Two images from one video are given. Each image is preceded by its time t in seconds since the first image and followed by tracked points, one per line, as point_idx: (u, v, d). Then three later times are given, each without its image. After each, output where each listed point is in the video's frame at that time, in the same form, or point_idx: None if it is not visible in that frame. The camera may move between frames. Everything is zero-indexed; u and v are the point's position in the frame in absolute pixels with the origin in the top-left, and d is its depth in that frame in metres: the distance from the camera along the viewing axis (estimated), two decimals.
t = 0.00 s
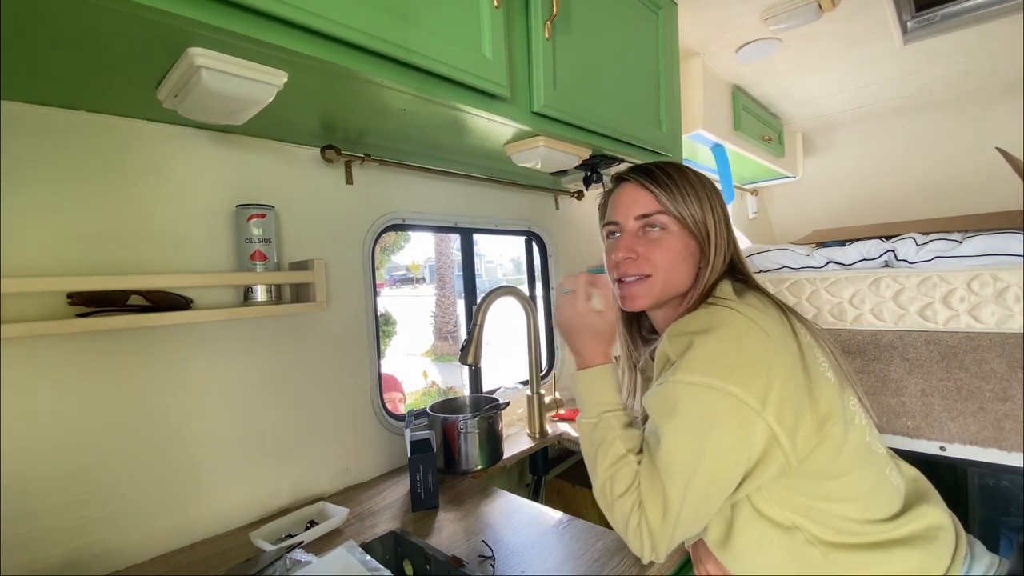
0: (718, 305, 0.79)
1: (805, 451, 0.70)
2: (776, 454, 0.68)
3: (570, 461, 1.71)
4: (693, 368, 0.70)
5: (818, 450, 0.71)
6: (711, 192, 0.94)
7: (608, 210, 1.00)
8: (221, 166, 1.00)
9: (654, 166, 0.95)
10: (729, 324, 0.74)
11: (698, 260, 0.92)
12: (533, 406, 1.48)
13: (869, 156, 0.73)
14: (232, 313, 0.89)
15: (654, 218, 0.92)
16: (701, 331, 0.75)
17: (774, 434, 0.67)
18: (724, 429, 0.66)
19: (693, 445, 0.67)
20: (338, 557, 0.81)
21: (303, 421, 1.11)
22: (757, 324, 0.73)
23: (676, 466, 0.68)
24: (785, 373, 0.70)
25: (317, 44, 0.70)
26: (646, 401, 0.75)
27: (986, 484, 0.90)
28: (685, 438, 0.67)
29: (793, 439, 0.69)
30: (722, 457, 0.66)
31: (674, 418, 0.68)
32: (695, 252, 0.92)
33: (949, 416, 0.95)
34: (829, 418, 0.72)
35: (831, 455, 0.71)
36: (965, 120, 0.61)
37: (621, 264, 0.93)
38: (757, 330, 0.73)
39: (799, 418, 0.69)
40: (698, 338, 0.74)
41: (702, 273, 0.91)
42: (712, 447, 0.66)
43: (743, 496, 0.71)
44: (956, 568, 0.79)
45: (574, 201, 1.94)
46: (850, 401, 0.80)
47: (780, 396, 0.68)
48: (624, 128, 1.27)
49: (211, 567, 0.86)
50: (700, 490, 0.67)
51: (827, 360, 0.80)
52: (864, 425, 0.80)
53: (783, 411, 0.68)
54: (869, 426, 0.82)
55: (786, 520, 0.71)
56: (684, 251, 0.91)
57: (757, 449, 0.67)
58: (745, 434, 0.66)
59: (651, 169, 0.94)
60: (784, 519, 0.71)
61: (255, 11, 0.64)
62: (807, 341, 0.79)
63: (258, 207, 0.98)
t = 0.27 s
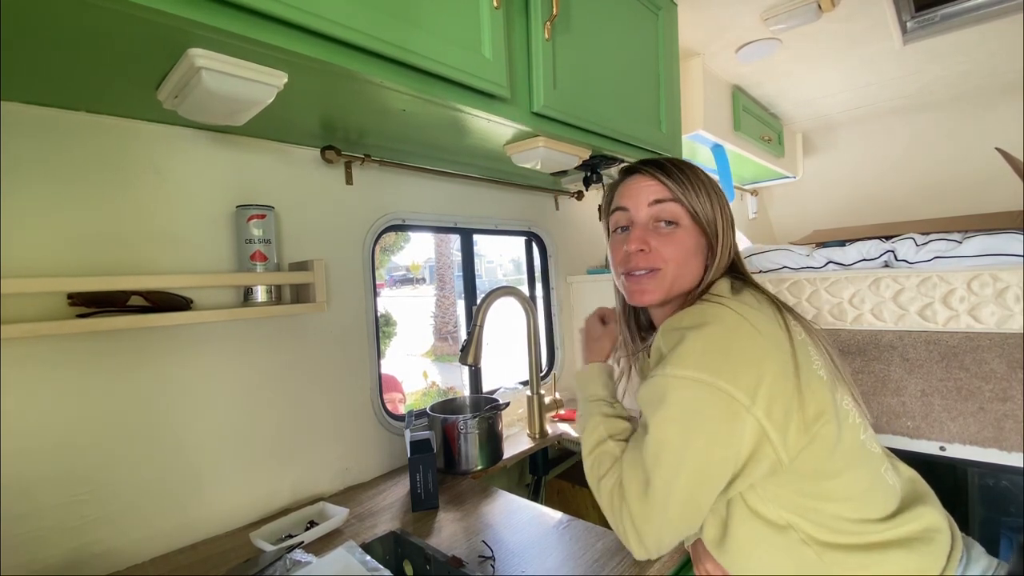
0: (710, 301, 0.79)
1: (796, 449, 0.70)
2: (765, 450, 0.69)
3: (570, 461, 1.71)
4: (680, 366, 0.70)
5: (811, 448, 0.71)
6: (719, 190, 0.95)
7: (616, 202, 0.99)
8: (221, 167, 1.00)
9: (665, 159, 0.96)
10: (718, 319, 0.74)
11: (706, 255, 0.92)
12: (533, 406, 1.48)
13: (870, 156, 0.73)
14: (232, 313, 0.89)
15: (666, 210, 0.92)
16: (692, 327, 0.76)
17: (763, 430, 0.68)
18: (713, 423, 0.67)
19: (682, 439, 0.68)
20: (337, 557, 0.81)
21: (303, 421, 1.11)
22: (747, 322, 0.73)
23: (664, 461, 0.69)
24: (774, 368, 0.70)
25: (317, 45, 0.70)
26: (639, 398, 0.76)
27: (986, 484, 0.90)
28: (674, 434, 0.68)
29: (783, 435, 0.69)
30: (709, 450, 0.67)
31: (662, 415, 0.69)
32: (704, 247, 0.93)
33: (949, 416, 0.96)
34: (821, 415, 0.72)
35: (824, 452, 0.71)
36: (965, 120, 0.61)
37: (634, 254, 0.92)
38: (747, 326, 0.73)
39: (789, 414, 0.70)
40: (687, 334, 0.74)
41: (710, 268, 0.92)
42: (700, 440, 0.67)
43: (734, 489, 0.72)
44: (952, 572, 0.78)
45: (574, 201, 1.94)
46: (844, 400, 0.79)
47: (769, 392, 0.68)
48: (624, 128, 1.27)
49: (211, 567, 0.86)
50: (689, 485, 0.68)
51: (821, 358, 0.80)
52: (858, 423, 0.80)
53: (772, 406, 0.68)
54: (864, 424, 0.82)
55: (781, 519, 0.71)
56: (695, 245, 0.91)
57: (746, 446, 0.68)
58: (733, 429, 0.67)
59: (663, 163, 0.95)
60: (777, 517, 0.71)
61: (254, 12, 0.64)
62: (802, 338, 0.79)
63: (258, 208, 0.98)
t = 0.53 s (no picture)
0: (711, 300, 0.80)
1: (799, 447, 0.70)
2: (768, 449, 0.69)
3: (570, 460, 1.70)
4: (682, 364, 0.71)
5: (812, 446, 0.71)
6: (721, 194, 0.92)
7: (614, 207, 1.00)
8: (222, 166, 1.00)
9: (662, 167, 0.93)
10: (722, 318, 0.75)
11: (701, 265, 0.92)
12: (533, 406, 1.48)
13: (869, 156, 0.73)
14: (232, 313, 0.89)
15: (656, 222, 0.91)
16: (697, 324, 0.76)
17: (766, 427, 0.68)
18: (716, 421, 0.67)
19: (686, 437, 0.68)
20: (337, 557, 0.81)
21: (303, 421, 1.11)
22: (750, 320, 0.74)
23: (666, 458, 0.70)
24: (777, 367, 0.70)
25: (317, 45, 0.70)
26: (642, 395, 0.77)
27: (985, 485, 0.88)
28: (677, 430, 0.69)
29: (786, 433, 0.69)
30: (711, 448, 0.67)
31: (664, 412, 0.70)
32: (700, 256, 0.91)
33: (950, 416, 0.96)
34: (825, 414, 0.72)
35: (826, 450, 0.71)
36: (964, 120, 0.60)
37: (621, 265, 0.95)
38: (751, 324, 0.73)
39: (793, 413, 0.70)
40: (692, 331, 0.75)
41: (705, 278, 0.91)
42: (702, 437, 0.68)
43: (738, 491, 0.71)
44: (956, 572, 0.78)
45: (574, 202, 1.94)
46: (847, 399, 0.79)
47: (773, 390, 0.69)
48: (624, 128, 1.27)
49: (211, 567, 0.86)
50: (692, 481, 0.69)
51: (826, 360, 0.80)
52: (861, 422, 0.79)
53: (776, 403, 0.69)
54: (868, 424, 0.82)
55: (785, 517, 0.71)
56: (687, 256, 0.91)
57: (749, 444, 0.68)
58: (735, 427, 0.67)
59: (660, 170, 0.92)
60: (780, 515, 0.71)
61: (254, 11, 0.64)
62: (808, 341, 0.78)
63: (258, 207, 0.98)
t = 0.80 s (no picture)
0: (722, 288, 0.81)
1: (812, 432, 0.71)
2: (782, 430, 0.70)
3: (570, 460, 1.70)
4: (699, 348, 0.72)
5: (823, 434, 0.72)
6: (724, 191, 0.92)
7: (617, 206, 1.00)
8: (222, 166, 1.00)
9: (664, 165, 0.93)
10: (734, 303, 0.76)
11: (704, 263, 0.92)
12: (532, 406, 1.48)
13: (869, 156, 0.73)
14: (232, 313, 0.89)
15: (659, 222, 0.91)
16: (705, 312, 0.77)
17: (781, 411, 0.69)
18: (731, 408, 0.68)
19: (703, 424, 0.68)
20: (338, 557, 0.81)
21: (303, 422, 1.11)
22: (763, 306, 0.75)
23: (683, 447, 0.69)
24: (790, 348, 0.72)
25: (317, 45, 0.70)
26: (656, 385, 0.77)
27: (986, 484, 0.91)
28: (694, 418, 0.69)
29: (799, 417, 0.70)
30: (728, 436, 0.68)
31: (681, 399, 0.70)
32: (703, 253, 0.92)
33: (949, 416, 0.94)
34: (833, 401, 0.74)
35: (835, 439, 0.72)
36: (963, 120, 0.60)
37: (625, 264, 0.95)
38: (763, 310, 0.75)
39: (804, 397, 0.71)
40: (704, 317, 0.76)
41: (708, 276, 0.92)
42: (719, 425, 0.68)
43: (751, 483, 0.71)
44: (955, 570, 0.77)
45: (574, 202, 1.94)
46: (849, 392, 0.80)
47: (787, 373, 0.70)
48: (624, 128, 1.27)
49: (211, 567, 0.86)
50: (710, 469, 0.68)
51: (830, 351, 0.82)
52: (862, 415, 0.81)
53: (790, 385, 0.70)
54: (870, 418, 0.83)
55: (795, 508, 0.71)
56: (690, 254, 0.91)
57: (766, 425, 0.69)
58: (751, 413, 0.68)
59: (662, 168, 0.92)
60: (787, 506, 0.71)
61: (253, 11, 0.64)
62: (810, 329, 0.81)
63: (258, 208, 0.98)
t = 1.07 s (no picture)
0: (714, 291, 0.81)
1: (802, 435, 0.71)
2: (773, 435, 0.70)
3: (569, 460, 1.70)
4: (689, 351, 0.72)
5: (813, 437, 0.72)
6: (716, 189, 0.93)
7: (612, 213, 0.99)
8: (222, 166, 1.00)
9: (657, 167, 0.93)
10: (724, 307, 0.76)
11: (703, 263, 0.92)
12: (532, 406, 1.48)
13: (869, 156, 0.73)
14: (232, 313, 0.89)
15: (659, 226, 0.91)
16: (695, 315, 0.78)
17: (773, 415, 0.69)
18: (723, 412, 0.68)
19: (694, 428, 0.69)
20: (338, 557, 0.81)
21: (303, 421, 1.11)
22: (755, 309, 0.75)
23: (674, 450, 0.70)
24: (781, 353, 0.72)
25: (317, 44, 0.70)
26: (647, 389, 0.77)
27: (986, 484, 0.90)
28: (686, 422, 0.69)
29: (791, 421, 0.70)
30: (719, 440, 0.68)
31: (671, 403, 0.70)
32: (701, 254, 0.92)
33: (949, 416, 0.93)
34: (824, 404, 0.74)
35: (824, 441, 0.72)
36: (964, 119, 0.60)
37: (628, 272, 0.94)
38: (755, 313, 0.75)
39: (796, 400, 0.71)
40: (694, 321, 0.76)
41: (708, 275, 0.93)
42: (711, 429, 0.68)
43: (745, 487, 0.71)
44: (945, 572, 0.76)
45: (574, 202, 1.95)
46: (842, 394, 0.79)
47: (778, 377, 0.70)
48: (624, 128, 1.27)
49: (211, 567, 0.86)
50: (701, 472, 0.69)
51: (822, 353, 0.82)
52: (855, 416, 0.80)
53: (781, 389, 0.70)
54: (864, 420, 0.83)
55: (784, 509, 0.71)
56: (689, 256, 0.91)
57: (757, 430, 0.69)
58: (743, 416, 0.68)
59: (656, 170, 0.92)
60: (777, 509, 0.71)
61: (253, 11, 0.64)
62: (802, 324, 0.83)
63: (258, 207, 0.98)
